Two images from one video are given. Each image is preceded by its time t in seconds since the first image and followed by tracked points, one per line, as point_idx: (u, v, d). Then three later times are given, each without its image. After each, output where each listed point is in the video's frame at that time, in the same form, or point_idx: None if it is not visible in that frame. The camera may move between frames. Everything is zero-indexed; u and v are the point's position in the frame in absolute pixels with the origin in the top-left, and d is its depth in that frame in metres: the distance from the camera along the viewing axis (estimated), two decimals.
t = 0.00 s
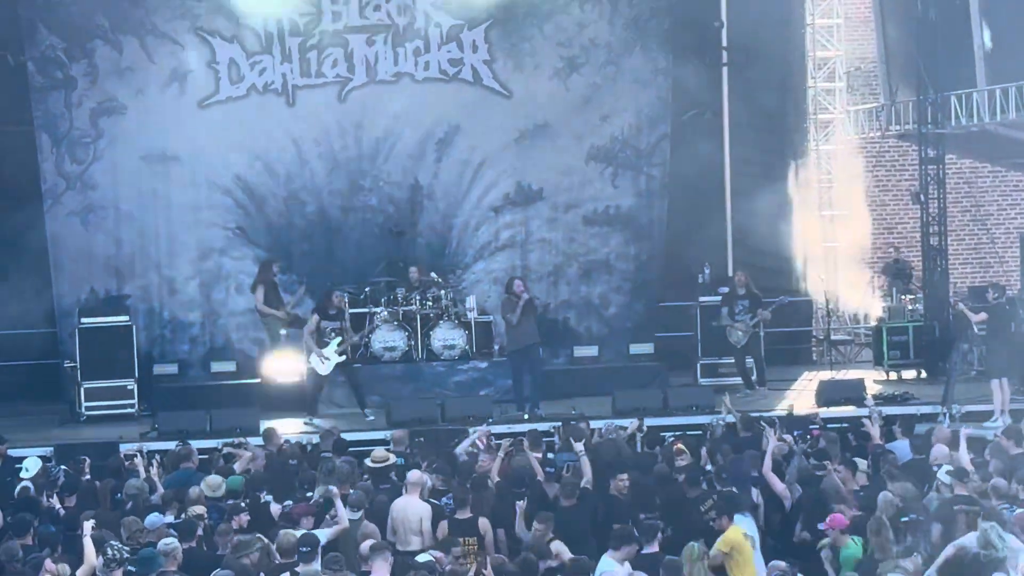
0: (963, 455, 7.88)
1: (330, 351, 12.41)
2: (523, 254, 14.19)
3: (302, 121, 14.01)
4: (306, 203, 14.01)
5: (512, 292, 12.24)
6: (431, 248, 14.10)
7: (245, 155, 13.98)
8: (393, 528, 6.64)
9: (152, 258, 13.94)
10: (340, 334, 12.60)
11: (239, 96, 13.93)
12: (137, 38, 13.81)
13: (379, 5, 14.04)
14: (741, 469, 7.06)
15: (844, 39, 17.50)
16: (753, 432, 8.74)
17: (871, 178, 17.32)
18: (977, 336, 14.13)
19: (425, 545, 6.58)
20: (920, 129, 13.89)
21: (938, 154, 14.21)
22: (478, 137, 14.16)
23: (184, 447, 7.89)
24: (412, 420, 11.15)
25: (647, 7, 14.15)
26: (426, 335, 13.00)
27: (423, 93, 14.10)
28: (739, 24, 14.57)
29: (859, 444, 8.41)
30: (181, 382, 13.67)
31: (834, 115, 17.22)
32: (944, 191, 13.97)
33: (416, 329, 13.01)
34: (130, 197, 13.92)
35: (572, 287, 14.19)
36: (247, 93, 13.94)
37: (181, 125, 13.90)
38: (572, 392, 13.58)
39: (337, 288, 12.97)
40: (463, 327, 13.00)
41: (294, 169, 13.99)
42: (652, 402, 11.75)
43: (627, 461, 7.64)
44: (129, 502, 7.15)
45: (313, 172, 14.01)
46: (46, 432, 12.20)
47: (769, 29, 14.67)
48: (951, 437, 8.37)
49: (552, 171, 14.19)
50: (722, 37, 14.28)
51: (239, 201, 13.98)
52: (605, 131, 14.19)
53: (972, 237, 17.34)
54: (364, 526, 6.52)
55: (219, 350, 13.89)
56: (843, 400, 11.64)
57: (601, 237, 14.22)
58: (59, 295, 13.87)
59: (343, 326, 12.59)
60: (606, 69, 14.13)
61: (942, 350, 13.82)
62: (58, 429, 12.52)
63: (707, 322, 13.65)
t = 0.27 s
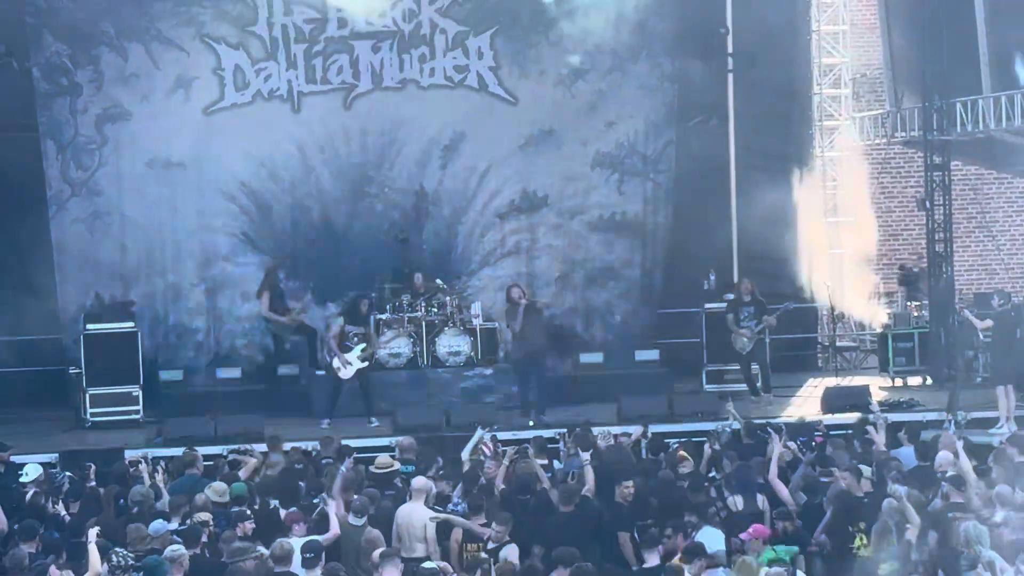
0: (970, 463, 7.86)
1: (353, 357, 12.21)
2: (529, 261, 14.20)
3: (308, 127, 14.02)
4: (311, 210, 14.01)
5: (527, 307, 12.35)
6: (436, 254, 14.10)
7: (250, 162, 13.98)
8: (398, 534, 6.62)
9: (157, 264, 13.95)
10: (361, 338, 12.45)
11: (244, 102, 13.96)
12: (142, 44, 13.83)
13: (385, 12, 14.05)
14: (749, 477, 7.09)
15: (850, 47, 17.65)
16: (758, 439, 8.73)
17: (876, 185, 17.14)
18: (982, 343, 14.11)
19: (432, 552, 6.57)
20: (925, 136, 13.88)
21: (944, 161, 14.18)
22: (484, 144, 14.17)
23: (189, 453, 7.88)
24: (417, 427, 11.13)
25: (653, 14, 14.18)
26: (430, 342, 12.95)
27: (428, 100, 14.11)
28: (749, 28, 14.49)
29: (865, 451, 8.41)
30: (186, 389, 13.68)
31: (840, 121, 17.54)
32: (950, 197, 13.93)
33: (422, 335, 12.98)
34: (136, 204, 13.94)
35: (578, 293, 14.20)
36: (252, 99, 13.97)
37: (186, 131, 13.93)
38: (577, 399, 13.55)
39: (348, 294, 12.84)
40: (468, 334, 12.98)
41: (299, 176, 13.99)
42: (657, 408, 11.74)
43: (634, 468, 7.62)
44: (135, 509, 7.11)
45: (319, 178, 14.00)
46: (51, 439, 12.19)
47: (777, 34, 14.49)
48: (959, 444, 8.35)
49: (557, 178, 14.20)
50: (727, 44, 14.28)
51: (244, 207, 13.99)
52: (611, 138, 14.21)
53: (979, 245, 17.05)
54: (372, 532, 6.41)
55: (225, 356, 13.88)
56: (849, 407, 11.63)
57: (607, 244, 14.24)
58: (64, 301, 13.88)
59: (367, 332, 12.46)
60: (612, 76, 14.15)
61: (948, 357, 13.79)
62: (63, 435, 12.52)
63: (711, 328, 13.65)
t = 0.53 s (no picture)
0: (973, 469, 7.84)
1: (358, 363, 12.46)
2: (532, 267, 14.20)
3: (312, 133, 14.03)
4: (315, 216, 14.01)
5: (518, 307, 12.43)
6: (439, 260, 14.09)
7: (253, 168, 13.98)
8: (399, 539, 6.61)
9: (161, 270, 13.95)
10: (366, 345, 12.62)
11: (248, 108, 13.96)
12: (145, 51, 13.84)
13: (388, 17, 14.05)
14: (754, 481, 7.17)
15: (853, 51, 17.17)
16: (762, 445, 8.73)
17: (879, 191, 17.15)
18: (986, 349, 14.08)
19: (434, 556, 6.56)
20: (928, 142, 13.85)
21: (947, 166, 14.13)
22: (487, 150, 14.17)
23: (193, 459, 7.87)
24: (420, 433, 11.13)
25: (657, 19, 14.19)
26: (434, 348, 12.93)
27: (431, 105, 14.12)
28: (753, 37, 14.62)
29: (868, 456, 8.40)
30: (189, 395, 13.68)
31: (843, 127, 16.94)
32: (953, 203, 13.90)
33: (425, 341, 12.97)
34: (139, 210, 13.94)
35: (582, 299, 14.21)
36: (255, 105, 13.97)
37: (189, 137, 13.93)
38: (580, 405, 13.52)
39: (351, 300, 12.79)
40: (472, 339, 12.97)
41: (302, 182, 14.00)
42: (661, 414, 11.72)
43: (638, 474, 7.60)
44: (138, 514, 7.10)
45: (322, 184, 14.01)
46: (54, 445, 12.18)
47: (779, 42, 14.70)
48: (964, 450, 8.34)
49: (561, 184, 14.21)
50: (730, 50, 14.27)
51: (248, 213, 13.99)
52: (614, 144, 14.23)
53: (981, 250, 16.98)
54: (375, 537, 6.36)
55: (228, 362, 13.88)
56: (852, 413, 11.60)
57: (611, 249, 14.26)
58: (67, 307, 13.89)
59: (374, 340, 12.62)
60: (615, 82, 14.17)
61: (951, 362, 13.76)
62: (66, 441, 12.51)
63: (715, 334, 13.64)
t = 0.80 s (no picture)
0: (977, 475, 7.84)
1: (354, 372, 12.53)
2: (536, 274, 14.21)
3: (316, 142, 14.04)
4: (319, 224, 14.01)
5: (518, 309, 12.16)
6: (443, 267, 14.09)
7: (258, 176, 14.00)
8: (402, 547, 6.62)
9: (165, 278, 13.96)
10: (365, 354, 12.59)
11: (252, 116, 13.97)
12: (149, 59, 13.85)
13: (392, 25, 14.06)
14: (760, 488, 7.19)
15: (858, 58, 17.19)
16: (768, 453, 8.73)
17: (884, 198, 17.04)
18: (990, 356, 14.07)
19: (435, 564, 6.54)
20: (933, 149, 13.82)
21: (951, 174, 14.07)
22: (491, 158, 14.18)
23: (198, 466, 7.87)
24: (425, 441, 11.12)
25: (661, 27, 14.20)
26: (438, 356, 12.95)
27: (435, 113, 14.13)
28: (762, 42, 14.44)
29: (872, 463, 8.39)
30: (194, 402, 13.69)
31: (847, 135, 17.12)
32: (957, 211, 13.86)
33: (429, 348, 12.97)
34: (143, 218, 13.95)
35: (586, 307, 14.22)
36: (259, 113, 13.98)
37: (193, 145, 13.94)
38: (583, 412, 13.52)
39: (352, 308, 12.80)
40: (476, 347, 12.97)
41: (306, 190, 14.01)
42: (665, 422, 11.71)
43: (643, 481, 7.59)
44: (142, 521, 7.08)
45: (326, 192, 14.02)
46: (58, 453, 12.18)
47: (785, 49, 14.50)
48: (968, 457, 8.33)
49: (565, 192, 14.22)
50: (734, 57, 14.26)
51: (252, 221, 14.00)
52: (618, 152, 14.24)
53: (986, 258, 16.93)
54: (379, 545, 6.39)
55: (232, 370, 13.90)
56: (857, 421, 11.59)
57: (615, 257, 14.28)
58: (72, 315, 13.90)
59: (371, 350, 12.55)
60: (619, 89, 14.18)
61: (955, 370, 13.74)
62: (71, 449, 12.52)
63: (719, 341, 13.63)
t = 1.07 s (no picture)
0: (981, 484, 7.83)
1: (348, 390, 12.57)
2: (539, 284, 14.23)
3: (319, 151, 14.06)
4: (321, 233, 14.02)
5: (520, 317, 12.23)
6: (445, 276, 14.11)
7: (261, 185, 14.01)
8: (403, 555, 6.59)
9: (168, 288, 13.97)
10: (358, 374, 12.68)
11: (255, 126, 13.99)
12: (153, 69, 13.88)
13: (395, 35, 14.09)
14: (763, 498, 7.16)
15: (860, 66, 17.12)
16: (772, 462, 8.71)
17: (886, 207, 17.03)
18: (993, 365, 14.05)
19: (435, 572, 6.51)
20: (935, 158, 13.82)
21: (954, 183, 14.07)
22: (493, 168, 14.19)
23: (201, 476, 7.87)
24: (428, 450, 11.11)
25: (663, 36, 14.24)
26: (441, 365, 12.95)
27: (437, 123, 14.14)
28: (767, 52, 14.40)
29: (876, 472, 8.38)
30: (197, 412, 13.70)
31: (850, 143, 16.98)
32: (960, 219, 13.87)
33: (431, 358, 12.97)
34: (146, 227, 13.96)
35: (589, 316, 14.24)
36: (262, 123, 14.00)
37: (196, 155, 13.96)
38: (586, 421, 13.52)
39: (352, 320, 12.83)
40: (479, 356, 12.97)
41: (309, 199, 14.02)
42: (667, 430, 11.69)
43: (645, 490, 7.56)
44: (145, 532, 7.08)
45: (329, 202, 14.02)
46: (61, 463, 12.18)
47: (789, 57, 14.42)
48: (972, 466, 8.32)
49: (568, 201, 14.25)
50: (736, 67, 14.26)
51: (254, 230, 14.01)
52: (622, 160, 14.27)
53: (988, 266, 16.92)
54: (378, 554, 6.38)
55: (235, 380, 13.92)
56: (860, 430, 11.57)
57: (619, 266, 14.30)
58: (75, 324, 13.91)
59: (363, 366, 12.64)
60: (622, 98, 14.22)
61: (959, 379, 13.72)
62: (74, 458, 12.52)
63: (722, 351, 13.62)
